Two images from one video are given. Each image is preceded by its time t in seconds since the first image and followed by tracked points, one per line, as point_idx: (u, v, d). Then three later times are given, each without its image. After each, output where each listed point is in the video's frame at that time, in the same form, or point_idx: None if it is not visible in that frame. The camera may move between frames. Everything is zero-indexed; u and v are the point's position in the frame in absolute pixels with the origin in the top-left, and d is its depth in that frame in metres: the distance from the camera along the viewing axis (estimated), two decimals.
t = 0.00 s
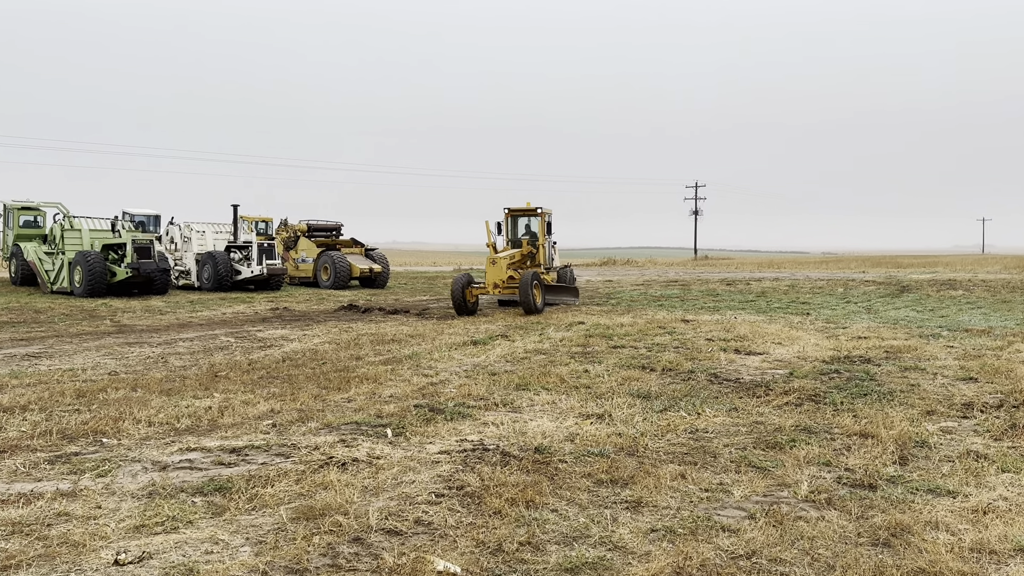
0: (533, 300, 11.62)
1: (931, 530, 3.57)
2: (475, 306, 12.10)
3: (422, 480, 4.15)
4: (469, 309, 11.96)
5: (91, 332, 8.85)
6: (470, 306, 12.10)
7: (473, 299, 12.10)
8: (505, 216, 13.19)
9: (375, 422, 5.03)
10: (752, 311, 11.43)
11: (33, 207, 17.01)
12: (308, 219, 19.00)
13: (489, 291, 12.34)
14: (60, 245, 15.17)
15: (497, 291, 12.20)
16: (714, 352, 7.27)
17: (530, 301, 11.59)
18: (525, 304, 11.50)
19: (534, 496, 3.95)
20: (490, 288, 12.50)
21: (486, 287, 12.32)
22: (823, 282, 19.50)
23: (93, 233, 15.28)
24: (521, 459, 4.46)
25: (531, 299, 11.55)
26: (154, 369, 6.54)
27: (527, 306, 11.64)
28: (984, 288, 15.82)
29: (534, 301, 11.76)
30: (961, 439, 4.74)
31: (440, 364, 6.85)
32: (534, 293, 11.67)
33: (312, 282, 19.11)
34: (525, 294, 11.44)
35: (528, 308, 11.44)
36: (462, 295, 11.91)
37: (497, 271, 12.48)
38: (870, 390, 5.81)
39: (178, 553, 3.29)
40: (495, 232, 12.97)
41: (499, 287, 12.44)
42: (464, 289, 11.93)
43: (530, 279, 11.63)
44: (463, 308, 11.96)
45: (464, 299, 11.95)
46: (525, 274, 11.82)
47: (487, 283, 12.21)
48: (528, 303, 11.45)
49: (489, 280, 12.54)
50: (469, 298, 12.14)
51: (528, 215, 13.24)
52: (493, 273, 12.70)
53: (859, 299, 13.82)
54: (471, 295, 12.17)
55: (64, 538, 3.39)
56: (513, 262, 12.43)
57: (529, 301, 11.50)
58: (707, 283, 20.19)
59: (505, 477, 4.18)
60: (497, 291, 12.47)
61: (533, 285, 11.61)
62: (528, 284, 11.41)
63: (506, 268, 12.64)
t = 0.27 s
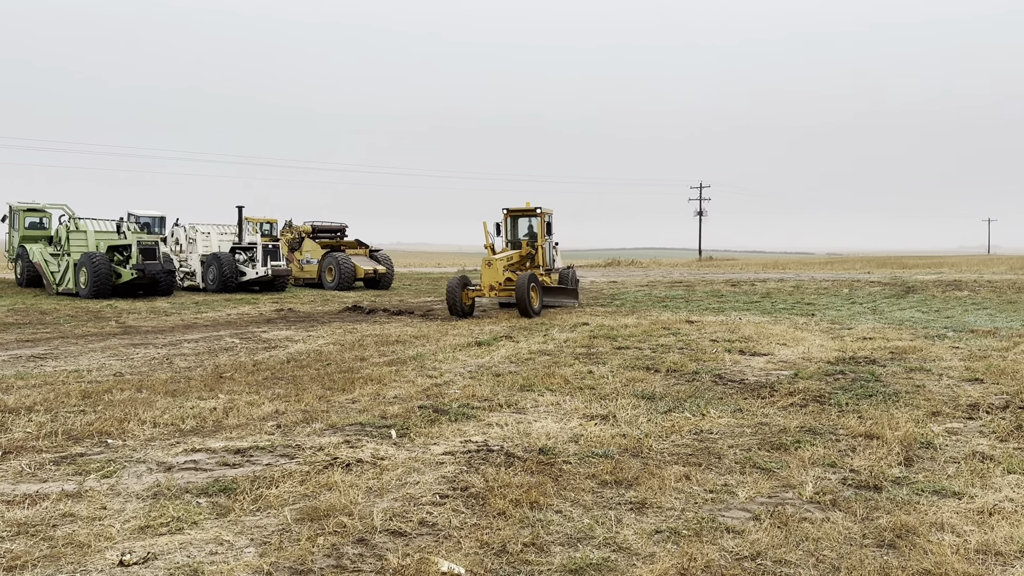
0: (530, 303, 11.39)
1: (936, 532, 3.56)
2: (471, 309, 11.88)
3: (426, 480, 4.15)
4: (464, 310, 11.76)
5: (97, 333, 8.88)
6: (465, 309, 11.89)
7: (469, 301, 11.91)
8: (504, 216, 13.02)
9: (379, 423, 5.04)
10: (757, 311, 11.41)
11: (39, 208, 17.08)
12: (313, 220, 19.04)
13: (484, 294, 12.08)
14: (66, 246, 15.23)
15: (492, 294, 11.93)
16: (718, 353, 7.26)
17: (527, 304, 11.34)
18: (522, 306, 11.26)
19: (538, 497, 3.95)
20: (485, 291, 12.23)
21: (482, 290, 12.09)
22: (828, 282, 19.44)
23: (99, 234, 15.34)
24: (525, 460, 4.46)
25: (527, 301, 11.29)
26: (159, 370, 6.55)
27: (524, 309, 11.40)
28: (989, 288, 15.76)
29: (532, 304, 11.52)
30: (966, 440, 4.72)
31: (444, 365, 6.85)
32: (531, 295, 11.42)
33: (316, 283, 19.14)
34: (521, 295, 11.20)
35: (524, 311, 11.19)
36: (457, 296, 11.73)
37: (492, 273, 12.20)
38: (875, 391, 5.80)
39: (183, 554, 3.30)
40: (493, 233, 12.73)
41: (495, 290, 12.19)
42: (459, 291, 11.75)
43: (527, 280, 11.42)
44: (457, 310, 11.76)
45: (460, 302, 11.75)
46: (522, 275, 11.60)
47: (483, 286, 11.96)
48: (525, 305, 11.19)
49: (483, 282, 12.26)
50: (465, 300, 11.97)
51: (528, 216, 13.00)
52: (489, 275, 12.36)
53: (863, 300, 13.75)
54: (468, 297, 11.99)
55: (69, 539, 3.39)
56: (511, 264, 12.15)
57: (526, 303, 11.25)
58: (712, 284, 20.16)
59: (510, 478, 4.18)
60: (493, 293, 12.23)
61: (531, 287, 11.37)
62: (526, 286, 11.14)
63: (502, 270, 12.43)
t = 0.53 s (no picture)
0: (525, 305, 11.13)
1: (942, 532, 3.55)
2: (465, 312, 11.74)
3: (430, 481, 4.15)
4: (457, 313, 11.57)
5: (102, 334, 8.90)
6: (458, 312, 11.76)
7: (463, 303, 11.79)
8: (503, 215, 12.57)
9: (384, 423, 5.04)
10: (761, 312, 11.39)
11: (45, 209, 17.15)
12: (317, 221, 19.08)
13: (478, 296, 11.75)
14: (72, 247, 15.28)
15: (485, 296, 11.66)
16: (723, 353, 7.25)
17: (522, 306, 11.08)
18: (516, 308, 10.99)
19: (543, 497, 3.95)
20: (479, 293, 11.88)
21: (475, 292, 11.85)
22: (833, 283, 19.39)
23: (104, 235, 15.40)
24: (529, 460, 4.46)
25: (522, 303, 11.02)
26: (164, 371, 6.57)
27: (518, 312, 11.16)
28: (995, 289, 15.72)
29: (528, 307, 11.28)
30: (972, 441, 4.71)
31: (449, 366, 6.86)
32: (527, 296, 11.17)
33: (321, 284, 19.17)
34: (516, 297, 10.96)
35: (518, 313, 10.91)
36: (450, 298, 11.67)
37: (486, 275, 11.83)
38: (881, 391, 5.78)
39: (188, 555, 3.30)
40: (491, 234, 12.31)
41: (489, 291, 11.88)
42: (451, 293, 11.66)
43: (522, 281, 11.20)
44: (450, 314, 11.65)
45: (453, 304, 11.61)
46: (517, 276, 11.43)
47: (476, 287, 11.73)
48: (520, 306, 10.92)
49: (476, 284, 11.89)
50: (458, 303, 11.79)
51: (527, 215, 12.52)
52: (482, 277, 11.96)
53: (869, 300, 13.75)
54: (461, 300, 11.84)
55: (75, 539, 3.40)
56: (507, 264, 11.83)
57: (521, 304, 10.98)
58: (717, 284, 20.13)
59: (514, 478, 4.18)
60: (487, 295, 11.91)
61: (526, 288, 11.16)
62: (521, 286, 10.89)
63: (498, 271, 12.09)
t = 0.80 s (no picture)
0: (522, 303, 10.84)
1: (947, 532, 3.54)
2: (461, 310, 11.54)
3: (434, 481, 4.15)
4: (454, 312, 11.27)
5: (107, 334, 8.93)
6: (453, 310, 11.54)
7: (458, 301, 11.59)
8: (501, 215, 12.23)
9: (388, 423, 5.05)
10: (766, 312, 11.38)
11: (50, 210, 17.20)
12: (321, 222, 19.11)
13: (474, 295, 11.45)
14: (77, 248, 15.32)
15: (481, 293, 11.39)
16: (727, 353, 7.24)
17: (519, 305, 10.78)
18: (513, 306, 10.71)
19: (547, 497, 3.95)
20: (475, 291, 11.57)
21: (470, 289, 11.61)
22: (838, 282, 19.35)
23: (109, 236, 15.44)
24: (533, 460, 4.46)
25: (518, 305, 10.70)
26: (169, 371, 6.58)
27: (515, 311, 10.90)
28: (1000, 288, 15.67)
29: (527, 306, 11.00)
30: (977, 441, 4.69)
31: (453, 366, 6.86)
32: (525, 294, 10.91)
33: (325, 284, 19.20)
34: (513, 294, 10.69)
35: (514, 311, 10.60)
36: (446, 296, 11.33)
37: (483, 274, 11.51)
38: (886, 391, 5.77)
39: (193, 554, 3.31)
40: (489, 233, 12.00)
41: (485, 290, 11.57)
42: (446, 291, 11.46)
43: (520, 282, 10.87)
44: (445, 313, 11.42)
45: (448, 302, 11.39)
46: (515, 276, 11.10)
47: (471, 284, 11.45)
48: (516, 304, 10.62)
49: (473, 282, 11.58)
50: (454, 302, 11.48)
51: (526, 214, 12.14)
52: (479, 274, 11.63)
53: (874, 300, 13.71)
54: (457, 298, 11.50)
55: (80, 539, 3.41)
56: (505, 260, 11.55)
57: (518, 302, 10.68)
58: (721, 284, 20.09)
59: (518, 478, 4.18)
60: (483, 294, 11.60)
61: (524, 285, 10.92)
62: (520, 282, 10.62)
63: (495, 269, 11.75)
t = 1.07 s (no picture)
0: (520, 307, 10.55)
1: (953, 533, 3.53)
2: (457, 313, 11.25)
3: (439, 481, 4.15)
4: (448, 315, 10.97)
5: (112, 335, 8.96)
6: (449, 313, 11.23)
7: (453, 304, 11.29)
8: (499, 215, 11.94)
9: (393, 423, 5.05)
10: (770, 312, 11.35)
11: (55, 211, 17.26)
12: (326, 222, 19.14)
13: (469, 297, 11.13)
14: (82, 248, 15.37)
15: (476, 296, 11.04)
16: (732, 353, 7.23)
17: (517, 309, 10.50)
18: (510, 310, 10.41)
19: (551, 497, 3.94)
20: (471, 294, 11.25)
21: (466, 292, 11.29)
22: (842, 282, 19.31)
23: (114, 236, 15.48)
24: (538, 460, 4.45)
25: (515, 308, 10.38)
26: (174, 371, 6.59)
27: (512, 313, 10.60)
28: (1006, 288, 15.61)
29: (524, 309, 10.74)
30: (983, 441, 4.68)
31: (457, 366, 6.86)
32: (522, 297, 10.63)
33: (329, 284, 19.23)
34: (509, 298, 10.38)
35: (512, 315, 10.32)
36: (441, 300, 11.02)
37: (478, 276, 11.20)
38: (891, 391, 5.75)
39: (199, 554, 3.32)
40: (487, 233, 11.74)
41: (481, 293, 11.24)
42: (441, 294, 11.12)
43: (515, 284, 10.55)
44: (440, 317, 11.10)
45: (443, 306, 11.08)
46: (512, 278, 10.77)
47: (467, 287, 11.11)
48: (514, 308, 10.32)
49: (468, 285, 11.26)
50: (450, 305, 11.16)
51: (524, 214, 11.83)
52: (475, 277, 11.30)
53: (880, 299, 13.67)
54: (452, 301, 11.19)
55: (87, 539, 3.42)
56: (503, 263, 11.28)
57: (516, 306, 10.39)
58: (725, 284, 20.04)
59: (523, 478, 4.18)
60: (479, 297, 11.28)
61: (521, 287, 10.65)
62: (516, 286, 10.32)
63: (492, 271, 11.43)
